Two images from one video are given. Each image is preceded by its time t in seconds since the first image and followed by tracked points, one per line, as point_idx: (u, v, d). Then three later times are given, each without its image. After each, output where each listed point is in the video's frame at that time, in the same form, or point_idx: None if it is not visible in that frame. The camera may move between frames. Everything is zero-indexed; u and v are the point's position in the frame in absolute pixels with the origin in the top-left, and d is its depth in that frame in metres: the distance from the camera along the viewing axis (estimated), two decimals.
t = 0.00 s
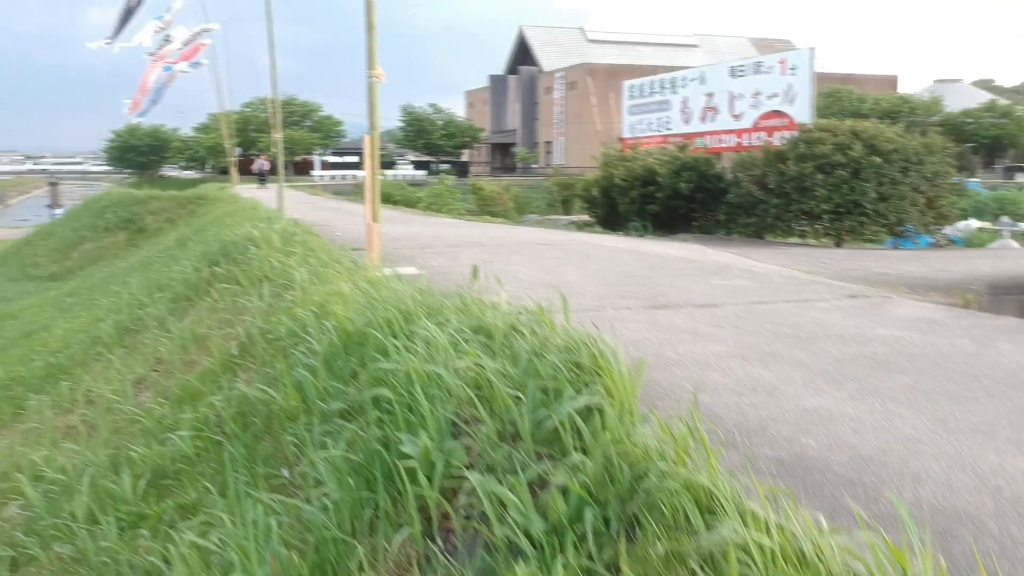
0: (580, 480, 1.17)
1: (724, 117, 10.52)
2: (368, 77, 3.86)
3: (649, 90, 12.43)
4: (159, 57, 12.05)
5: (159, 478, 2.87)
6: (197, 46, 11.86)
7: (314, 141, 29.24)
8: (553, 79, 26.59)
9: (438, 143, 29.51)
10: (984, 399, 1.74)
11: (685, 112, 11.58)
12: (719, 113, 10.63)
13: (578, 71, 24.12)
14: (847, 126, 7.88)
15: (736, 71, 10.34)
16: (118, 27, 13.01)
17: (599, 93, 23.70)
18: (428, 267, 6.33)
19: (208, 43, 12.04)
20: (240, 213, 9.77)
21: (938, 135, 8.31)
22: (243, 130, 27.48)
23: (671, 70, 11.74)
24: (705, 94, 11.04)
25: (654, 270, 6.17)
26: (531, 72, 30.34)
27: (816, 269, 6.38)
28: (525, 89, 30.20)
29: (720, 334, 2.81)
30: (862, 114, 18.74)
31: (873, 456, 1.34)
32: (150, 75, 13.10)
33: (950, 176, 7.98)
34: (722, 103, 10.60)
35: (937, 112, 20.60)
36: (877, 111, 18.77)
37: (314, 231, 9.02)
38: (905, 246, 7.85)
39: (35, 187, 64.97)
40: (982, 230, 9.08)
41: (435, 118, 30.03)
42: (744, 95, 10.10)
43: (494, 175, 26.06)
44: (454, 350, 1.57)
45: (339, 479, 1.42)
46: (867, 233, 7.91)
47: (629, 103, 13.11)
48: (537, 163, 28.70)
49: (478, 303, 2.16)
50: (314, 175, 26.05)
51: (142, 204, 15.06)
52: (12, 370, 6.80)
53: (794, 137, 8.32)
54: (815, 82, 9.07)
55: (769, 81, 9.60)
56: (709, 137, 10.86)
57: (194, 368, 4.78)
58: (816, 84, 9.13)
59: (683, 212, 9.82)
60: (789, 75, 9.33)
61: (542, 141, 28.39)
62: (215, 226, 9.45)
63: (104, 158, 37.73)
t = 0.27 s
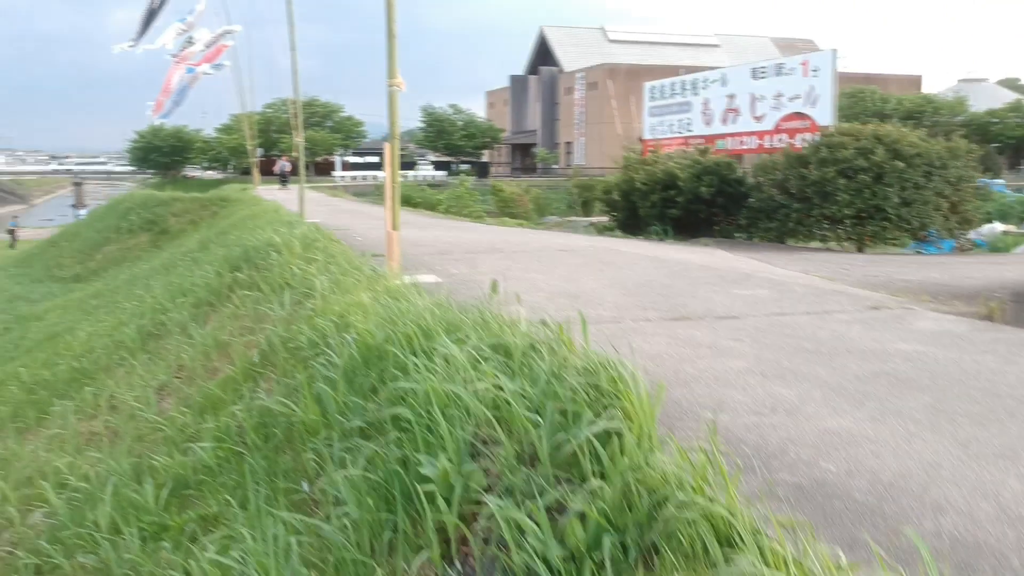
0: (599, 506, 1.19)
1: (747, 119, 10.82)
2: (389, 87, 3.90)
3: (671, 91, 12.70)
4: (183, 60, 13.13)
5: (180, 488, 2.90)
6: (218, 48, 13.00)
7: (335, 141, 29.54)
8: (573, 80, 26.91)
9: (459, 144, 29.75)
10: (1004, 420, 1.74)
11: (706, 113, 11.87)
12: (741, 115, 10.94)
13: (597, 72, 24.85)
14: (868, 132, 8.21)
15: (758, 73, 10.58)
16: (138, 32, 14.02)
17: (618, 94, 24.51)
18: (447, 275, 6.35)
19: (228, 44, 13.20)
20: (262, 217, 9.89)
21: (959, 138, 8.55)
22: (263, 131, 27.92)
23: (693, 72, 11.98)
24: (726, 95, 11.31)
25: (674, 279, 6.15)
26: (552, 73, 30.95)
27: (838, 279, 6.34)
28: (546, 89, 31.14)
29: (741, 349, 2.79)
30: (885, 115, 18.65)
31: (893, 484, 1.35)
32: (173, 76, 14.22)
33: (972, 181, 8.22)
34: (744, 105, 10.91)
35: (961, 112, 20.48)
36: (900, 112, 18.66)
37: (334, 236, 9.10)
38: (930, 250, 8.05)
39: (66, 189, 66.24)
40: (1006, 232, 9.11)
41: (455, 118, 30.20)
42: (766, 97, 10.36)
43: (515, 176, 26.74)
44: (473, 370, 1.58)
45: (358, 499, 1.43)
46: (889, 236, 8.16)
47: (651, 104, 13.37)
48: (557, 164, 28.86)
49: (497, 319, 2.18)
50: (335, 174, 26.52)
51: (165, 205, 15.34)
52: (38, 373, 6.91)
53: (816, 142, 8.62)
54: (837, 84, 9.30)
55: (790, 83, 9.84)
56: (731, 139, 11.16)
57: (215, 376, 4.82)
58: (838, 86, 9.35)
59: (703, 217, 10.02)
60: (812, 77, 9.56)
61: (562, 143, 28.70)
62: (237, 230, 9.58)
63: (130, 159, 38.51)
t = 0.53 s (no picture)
0: (617, 532, 1.21)
1: (768, 121, 10.86)
2: (408, 97, 3.94)
3: (691, 92, 12.80)
4: (206, 61, 13.54)
5: (201, 497, 2.93)
6: (240, 49, 13.57)
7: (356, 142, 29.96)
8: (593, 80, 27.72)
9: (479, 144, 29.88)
10: None
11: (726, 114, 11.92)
12: (762, 116, 11.00)
13: (615, 72, 25.69)
14: (890, 136, 8.17)
15: (779, 74, 10.59)
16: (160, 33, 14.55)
17: (638, 96, 25.23)
18: (465, 282, 6.38)
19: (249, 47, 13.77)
20: (282, 221, 10.02)
21: (983, 143, 8.53)
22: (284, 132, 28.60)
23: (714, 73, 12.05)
24: (747, 97, 11.36)
25: (692, 288, 6.14)
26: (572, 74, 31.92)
27: (858, 288, 6.30)
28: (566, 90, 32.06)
29: (759, 364, 2.78)
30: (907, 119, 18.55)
31: (914, 512, 1.37)
32: (191, 78, 14.75)
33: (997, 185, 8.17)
34: (764, 107, 10.95)
35: (985, 112, 20.37)
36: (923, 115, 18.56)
37: (353, 241, 9.20)
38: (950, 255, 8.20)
39: (91, 192, 67.41)
40: None
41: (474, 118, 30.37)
42: (788, 99, 10.38)
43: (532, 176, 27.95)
44: (492, 389, 1.59)
45: (376, 518, 1.44)
46: (911, 241, 8.15)
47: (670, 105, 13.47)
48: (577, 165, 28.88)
49: (516, 334, 2.19)
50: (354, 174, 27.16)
51: (189, 207, 15.79)
52: (62, 376, 7.03)
53: (837, 146, 8.57)
54: (859, 87, 9.22)
55: (813, 84, 9.83)
56: (751, 141, 11.22)
57: (235, 383, 4.86)
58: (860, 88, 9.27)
59: (724, 221, 9.97)
60: (834, 78, 9.51)
61: (582, 143, 29.41)
62: (258, 233, 9.71)
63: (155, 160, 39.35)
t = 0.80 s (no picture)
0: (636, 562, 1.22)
1: (787, 123, 10.82)
2: (427, 105, 3.96)
3: (711, 94, 12.78)
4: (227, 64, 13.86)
5: (220, 507, 2.96)
6: (262, 50, 14.03)
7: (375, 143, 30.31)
8: (612, 80, 28.81)
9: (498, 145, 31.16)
10: None
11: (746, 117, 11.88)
12: (781, 118, 10.96)
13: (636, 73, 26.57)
14: (912, 141, 8.14)
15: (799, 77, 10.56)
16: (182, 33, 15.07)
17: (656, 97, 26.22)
18: (483, 290, 6.39)
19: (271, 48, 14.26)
20: (302, 224, 10.13)
21: (1006, 148, 8.50)
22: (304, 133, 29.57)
23: (734, 75, 12.02)
24: (767, 99, 11.33)
25: (711, 296, 6.12)
26: (590, 74, 33.14)
27: (879, 298, 6.25)
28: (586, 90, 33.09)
29: (779, 380, 2.75)
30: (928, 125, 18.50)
31: (933, 540, 1.38)
32: (211, 79, 15.19)
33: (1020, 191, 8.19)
34: (784, 109, 10.91)
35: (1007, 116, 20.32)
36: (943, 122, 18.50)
37: (371, 246, 9.27)
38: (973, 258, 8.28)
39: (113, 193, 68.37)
40: None
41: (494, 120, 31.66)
42: (808, 102, 10.35)
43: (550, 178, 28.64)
44: (509, 409, 1.60)
45: (394, 538, 1.45)
46: (933, 247, 8.12)
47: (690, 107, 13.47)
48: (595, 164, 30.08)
49: (532, 350, 2.21)
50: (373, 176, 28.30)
51: (208, 209, 16.04)
52: (86, 379, 7.13)
53: (858, 151, 8.53)
54: (880, 89, 9.17)
55: (832, 86, 9.79)
56: (770, 143, 11.19)
57: (255, 391, 4.89)
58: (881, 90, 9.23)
59: (743, 226, 9.94)
60: (853, 80, 9.46)
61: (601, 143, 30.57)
62: (277, 237, 9.83)
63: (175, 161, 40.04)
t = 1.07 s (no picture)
0: None
1: (807, 124, 10.76)
2: (445, 114, 3.99)
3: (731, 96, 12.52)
4: (246, 65, 14.25)
5: (239, 518, 2.99)
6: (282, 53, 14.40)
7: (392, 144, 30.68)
8: (632, 81, 30.12)
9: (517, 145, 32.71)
10: None
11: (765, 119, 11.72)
12: (801, 119, 10.88)
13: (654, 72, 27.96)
14: (934, 145, 8.07)
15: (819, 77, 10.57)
16: (202, 36, 15.41)
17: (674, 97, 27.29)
18: (500, 298, 6.41)
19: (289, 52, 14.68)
20: (320, 228, 10.23)
21: None
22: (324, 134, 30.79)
23: (754, 77, 11.97)
24: (787, 100, 11.25)
25: (730, 306, 6.10)
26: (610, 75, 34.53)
27: (899, 307, 6.21)
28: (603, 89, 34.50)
29: (799, 396, 2.73)
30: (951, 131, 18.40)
31: (952, 566, 1.39)
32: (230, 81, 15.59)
33: None
34: (803, 109, 10.84)
35: None
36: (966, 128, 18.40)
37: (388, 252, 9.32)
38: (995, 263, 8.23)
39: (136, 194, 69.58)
40: None
41: (513, 120, 33.14)
42: (827, 102, 10.30)
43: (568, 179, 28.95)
44: (527, 429, 1.61)
45: (412, 559, 1.46)
46: (955, 252, 8.09)
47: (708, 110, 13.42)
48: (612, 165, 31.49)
49: (549, 366, 2.22)
50: (391, 176, 29.47)
51: (227, 211, 16.27)
52: (107, 383, 7.22)
53: (879, 155, 8.48)
54: (901, 89, 9.23)
55: (853, 88, 9.80)
56: (790, 144, 11.12)
57: (274, 400, 4.92)
58: (903, 91, 9.27)
59: (763, 230, 9.88)
60: (875, 82, 9.50)
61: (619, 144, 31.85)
62: (296, 240, 9.92)
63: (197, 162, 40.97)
